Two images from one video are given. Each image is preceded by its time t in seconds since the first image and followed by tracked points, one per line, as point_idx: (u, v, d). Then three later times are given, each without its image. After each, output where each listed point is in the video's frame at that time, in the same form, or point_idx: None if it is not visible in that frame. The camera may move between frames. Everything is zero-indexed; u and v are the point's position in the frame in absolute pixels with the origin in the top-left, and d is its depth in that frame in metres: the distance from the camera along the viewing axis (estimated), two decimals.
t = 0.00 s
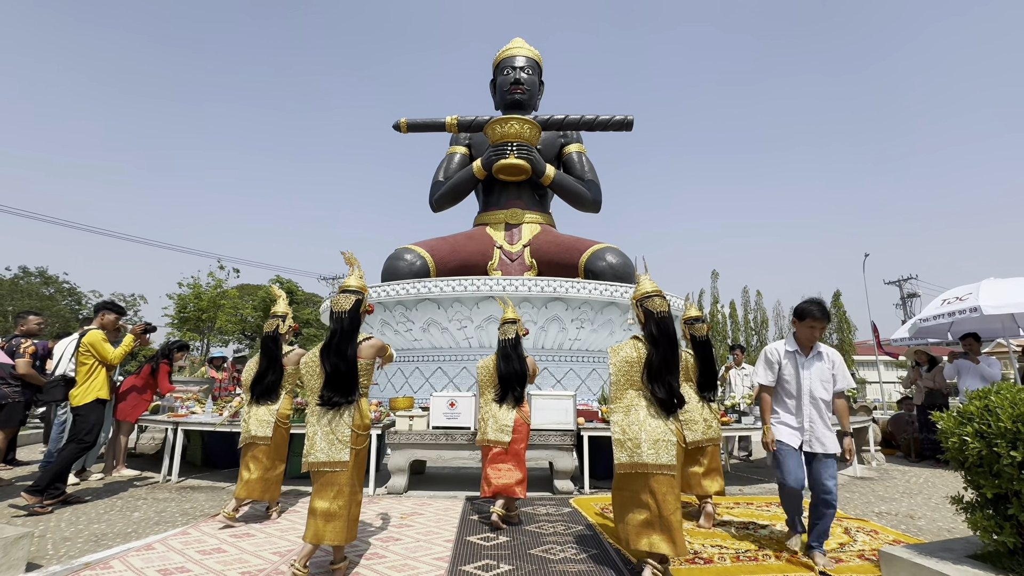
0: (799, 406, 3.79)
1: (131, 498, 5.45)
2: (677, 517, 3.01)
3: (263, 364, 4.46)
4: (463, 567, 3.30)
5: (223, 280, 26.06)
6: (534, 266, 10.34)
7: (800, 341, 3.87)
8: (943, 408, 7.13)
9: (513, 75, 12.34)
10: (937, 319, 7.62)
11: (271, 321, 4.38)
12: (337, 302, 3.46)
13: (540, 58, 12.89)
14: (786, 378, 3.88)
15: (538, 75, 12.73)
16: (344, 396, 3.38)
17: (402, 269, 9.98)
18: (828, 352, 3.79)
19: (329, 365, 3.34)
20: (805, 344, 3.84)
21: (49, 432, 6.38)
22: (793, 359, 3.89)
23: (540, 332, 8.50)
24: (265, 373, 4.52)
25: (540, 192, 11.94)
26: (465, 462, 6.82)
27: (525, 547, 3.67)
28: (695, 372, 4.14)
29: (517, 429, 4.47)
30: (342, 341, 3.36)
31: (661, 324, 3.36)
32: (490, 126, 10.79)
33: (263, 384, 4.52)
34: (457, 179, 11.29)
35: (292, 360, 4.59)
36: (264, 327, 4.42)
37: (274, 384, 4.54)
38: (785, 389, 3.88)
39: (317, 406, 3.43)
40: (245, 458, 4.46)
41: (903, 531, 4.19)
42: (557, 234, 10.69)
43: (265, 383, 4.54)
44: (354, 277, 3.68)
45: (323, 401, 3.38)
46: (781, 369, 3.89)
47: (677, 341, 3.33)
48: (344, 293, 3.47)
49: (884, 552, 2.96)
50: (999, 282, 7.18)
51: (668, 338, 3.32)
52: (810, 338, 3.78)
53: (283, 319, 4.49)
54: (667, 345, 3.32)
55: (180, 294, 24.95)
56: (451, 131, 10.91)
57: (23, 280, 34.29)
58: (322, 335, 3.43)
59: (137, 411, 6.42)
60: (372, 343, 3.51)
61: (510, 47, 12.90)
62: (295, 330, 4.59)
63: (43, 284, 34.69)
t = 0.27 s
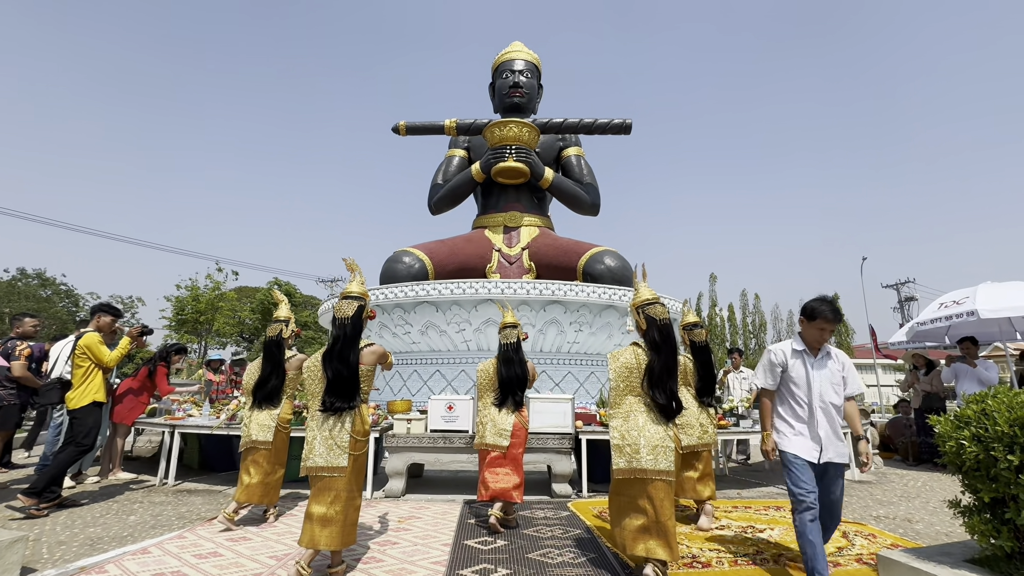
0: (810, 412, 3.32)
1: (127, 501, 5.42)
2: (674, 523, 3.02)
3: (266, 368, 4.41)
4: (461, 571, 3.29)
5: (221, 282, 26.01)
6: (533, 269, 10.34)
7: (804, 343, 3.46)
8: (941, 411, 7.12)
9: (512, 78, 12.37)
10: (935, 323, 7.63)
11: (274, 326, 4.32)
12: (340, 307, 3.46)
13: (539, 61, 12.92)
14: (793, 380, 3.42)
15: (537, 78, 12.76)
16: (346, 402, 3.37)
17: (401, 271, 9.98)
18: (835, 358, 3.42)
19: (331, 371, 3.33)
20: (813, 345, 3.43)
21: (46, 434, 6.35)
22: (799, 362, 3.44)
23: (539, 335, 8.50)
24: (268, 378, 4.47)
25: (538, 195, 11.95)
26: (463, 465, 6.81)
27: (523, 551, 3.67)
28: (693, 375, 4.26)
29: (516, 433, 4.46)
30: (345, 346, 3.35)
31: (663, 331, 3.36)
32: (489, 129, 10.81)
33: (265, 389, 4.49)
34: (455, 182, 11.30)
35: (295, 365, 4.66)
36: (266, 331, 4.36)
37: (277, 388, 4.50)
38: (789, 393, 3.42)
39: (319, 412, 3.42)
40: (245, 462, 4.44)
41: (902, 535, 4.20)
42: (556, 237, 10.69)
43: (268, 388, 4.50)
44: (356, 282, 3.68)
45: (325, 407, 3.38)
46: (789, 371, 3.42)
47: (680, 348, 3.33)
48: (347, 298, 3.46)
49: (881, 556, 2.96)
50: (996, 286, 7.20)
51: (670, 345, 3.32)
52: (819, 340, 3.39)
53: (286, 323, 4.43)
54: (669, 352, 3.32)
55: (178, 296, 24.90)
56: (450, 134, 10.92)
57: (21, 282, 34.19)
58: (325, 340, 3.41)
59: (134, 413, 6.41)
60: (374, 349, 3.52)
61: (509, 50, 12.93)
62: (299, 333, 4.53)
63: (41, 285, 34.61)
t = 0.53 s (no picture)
0: (827, 421, 3.08)
1: (122, 503, 5.40)
2: (671, 527, 3.02)
3: (267, 371, 4.41)
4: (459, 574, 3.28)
5: (218, 283, 25.93)
6: (531, 271, 10.34)
7: (821, 346, 3.19)
8: (937, 413, 7.13)
9: (510, 81, 12.38)
10: (931, 325, 7.65)
11: (275, 330, 4.30)
12: (340, 311, 3.45)
13: (537, 63, 12.94)
14: (809, 386, 3.15)
15: (535, 81, 12.78)
16: (345, 405, 3.36)
17: (399, 273, 9.97)
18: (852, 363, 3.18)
19: (330, 375, 3.32)
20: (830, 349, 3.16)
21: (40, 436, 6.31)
22: (816, 367, 3.18)
23: (537, 337, 8.49)
24: (269, 382, 4.47)
25: (537, 197, 11.96)
26: (461, 467, 6.79)
27: (521, 554, 3.66)
28: (691, 380, 4.31)
29: (513, 437, 4.45)
30: (345, 350, 3.34)
31: (664, 336, 3.35)
32: (487, 131, 10.82)
33: (267, 392, 4.51)
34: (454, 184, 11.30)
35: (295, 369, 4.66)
36: (268, 335, 4.34)
37: (278, 392, 4.51)
38: (804, 400, 3.17)
39: (318, 416, 3.42)
40: (243, 465, 4.45)
41: (899, 537, 4.20)
42: (554, 239, 10.70)
43: (269, 392, 4.51)
44: (356, 286, 3.68)
45: (324, 411, 3.37)
46: (805, 376, 3.16)
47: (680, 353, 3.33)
48: (347, 302, 3.46)
49: (878, 559, 2.96)
50: (992, 288, 7.23)
51: (670, 350, 3.32)
52: (837, 345, 3.13)
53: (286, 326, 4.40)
54: (669, 357, 3.32)
55: (175, 298, 24.85)
56: (448, 135, 10.92)
57: (17, 283, 34.04)
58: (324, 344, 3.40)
59: (130, 416, 6.37)
60: (373, 353, 3.52)
61: (507, 52, 12.94)
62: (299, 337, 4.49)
63: (37, 287, 34.45)
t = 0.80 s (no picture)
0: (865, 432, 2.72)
1: (118, 505, 5.37)
2: (668, 530, 3.02)
3: (267, 375, 4.39)
4: None
5: (215, 284, 25.84)
6: (529, 272, 10.33)
7: (853, 347, 2.85)
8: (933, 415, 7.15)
9: (508, 82, 12.38)
10: (927, 327, 7.68)
11: (275, 333, 4.30)
12: (338, 313, 3.45)
13: (535, 65, 12.94)
14: (842, 391, 2.79)
15: (533, 82, 12.78)
16: (343, 408, 3.36)
17: (396, 274, 9.96)
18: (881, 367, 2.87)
19: (328, 377, 3.32)
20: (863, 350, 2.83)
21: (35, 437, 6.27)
22: (851, 369, 2.81)
23: (534, 339, 8.49)
24: (268, 385, 4.45)
25: (534, 198, 11.97)
26: (458, 469, 6.78)
27: (518, 555, 3.66)
28: (689, 382, 4.36)
29: (511, 439, 4.44)
30: (343, 353, 3.34)
31: (662, 340, 3.34)
32: (485, 132, 10.81)
33: (267, 396, 4.48)
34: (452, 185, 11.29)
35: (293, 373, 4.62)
36: (267, 338, 4.35)
37: (277, 396, 4.48)
38: (836, 406, 2.80)
39: (315, 418, 3.41)
40: (240, 469, 4.42)
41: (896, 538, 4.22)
42: (552, 240, 10.70)
43: (269, 395, 4.48)
44: (353, 289, 3.68)
45: (322, 413, 3.36)
46: (839, 381, 2.78)
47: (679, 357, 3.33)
48: (344, 304, 3.45)
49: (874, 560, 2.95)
50: (987, 290, 7.25)
51: (668, 355, 3.32)
52: (870, 346, 2.82)
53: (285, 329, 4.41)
54: (667, 361, 3.32)
55: (172, 299, 24.78)
56: (446, 137, 10.92)
57: (12, 284, 33.86)
58: (322, 346, 3.40)
59: (125, 417, 6.33)
60: (371, 355, 3.51)
61: (506, 54, 12.95)
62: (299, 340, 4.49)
63: (33, 288, 34.28)
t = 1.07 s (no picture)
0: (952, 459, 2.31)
1: (112, 507, 5.34)
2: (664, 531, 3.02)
3: (264, 376, 4.36)
4: None
5: (211, 285, 25.74)
6: (526, 273, 10.32)
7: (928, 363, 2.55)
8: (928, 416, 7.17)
9: (505, 84, 12.39)
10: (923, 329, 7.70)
11: (272, 335, 4.30)
12: (334, 314, 3.45)
13: (533, 66, 12.96)
14: (925, 408, 2.37)
15: (530, 83, 12.79)
16: (339, 408, 3.36)
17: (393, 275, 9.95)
18: (945, 390, 2.62)
19: (324, 378, 3.35)
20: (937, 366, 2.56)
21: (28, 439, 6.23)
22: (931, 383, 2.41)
23: (531, 340, 8.49)
24: (266, 387, 4.43)
25: (532, 200, 11.97)
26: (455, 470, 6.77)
27: (514, 557, 3.65)
28: (686, 384, 4.35)
29: (507, 440, 4.42)
30: (339, 353, 3.34)
31: (660, 342, 3.36)
32: (482, 134, 10.81)
33: (264, 398, 4.44)
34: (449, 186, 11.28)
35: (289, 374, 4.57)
36: (264, 339, 4.36)
37: (275, 397, 4.46)
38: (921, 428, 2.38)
39: (311, 419, 3.40)
40: (236, 471, 4.40)
41: (890, 539, 4.23)
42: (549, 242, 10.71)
43: (266, 397, 4.45)
44: (349, 290, 3.68)
45: (317, 414, 3.35)
46: (921, 396, 2.37)
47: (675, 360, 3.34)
48: (341, 305, 3.45)
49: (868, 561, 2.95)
50: (981, 292, 7.29)
51: (665, 357, 3.32)
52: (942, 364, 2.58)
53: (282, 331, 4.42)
54: (664, 364, 3.32)
55: (167, 299, 24.66)
56: (443, 138, 10.91)
57: (6, 284, 33.65)
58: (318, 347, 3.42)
59: (119, 418, 6.30)
60: (367, 356, 3.51)
61: (503, 55, 12.95)
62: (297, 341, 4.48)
63: (27, 288, 34.08)
